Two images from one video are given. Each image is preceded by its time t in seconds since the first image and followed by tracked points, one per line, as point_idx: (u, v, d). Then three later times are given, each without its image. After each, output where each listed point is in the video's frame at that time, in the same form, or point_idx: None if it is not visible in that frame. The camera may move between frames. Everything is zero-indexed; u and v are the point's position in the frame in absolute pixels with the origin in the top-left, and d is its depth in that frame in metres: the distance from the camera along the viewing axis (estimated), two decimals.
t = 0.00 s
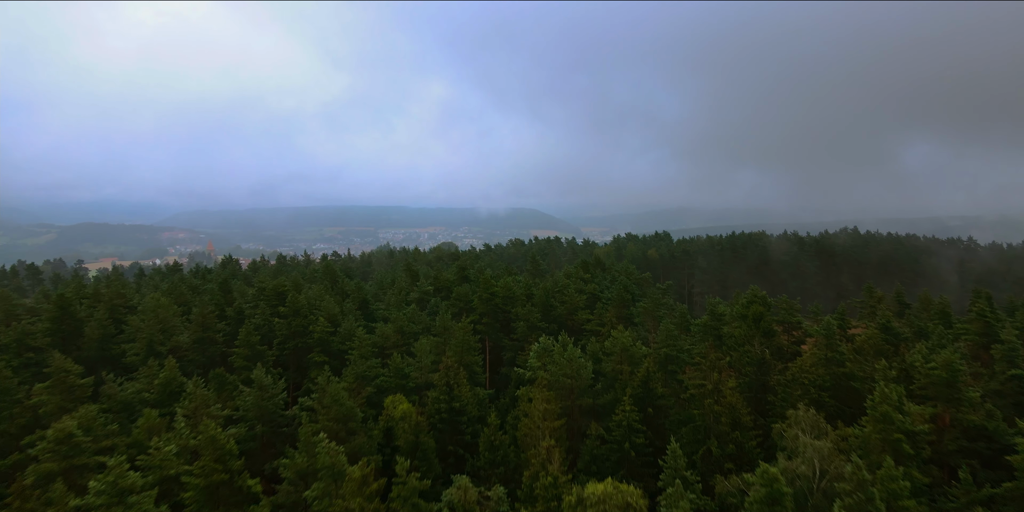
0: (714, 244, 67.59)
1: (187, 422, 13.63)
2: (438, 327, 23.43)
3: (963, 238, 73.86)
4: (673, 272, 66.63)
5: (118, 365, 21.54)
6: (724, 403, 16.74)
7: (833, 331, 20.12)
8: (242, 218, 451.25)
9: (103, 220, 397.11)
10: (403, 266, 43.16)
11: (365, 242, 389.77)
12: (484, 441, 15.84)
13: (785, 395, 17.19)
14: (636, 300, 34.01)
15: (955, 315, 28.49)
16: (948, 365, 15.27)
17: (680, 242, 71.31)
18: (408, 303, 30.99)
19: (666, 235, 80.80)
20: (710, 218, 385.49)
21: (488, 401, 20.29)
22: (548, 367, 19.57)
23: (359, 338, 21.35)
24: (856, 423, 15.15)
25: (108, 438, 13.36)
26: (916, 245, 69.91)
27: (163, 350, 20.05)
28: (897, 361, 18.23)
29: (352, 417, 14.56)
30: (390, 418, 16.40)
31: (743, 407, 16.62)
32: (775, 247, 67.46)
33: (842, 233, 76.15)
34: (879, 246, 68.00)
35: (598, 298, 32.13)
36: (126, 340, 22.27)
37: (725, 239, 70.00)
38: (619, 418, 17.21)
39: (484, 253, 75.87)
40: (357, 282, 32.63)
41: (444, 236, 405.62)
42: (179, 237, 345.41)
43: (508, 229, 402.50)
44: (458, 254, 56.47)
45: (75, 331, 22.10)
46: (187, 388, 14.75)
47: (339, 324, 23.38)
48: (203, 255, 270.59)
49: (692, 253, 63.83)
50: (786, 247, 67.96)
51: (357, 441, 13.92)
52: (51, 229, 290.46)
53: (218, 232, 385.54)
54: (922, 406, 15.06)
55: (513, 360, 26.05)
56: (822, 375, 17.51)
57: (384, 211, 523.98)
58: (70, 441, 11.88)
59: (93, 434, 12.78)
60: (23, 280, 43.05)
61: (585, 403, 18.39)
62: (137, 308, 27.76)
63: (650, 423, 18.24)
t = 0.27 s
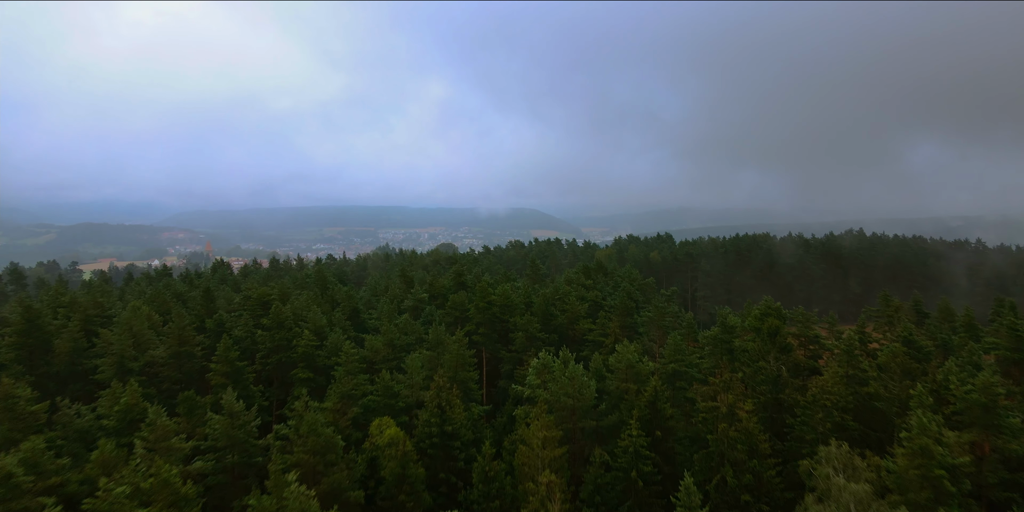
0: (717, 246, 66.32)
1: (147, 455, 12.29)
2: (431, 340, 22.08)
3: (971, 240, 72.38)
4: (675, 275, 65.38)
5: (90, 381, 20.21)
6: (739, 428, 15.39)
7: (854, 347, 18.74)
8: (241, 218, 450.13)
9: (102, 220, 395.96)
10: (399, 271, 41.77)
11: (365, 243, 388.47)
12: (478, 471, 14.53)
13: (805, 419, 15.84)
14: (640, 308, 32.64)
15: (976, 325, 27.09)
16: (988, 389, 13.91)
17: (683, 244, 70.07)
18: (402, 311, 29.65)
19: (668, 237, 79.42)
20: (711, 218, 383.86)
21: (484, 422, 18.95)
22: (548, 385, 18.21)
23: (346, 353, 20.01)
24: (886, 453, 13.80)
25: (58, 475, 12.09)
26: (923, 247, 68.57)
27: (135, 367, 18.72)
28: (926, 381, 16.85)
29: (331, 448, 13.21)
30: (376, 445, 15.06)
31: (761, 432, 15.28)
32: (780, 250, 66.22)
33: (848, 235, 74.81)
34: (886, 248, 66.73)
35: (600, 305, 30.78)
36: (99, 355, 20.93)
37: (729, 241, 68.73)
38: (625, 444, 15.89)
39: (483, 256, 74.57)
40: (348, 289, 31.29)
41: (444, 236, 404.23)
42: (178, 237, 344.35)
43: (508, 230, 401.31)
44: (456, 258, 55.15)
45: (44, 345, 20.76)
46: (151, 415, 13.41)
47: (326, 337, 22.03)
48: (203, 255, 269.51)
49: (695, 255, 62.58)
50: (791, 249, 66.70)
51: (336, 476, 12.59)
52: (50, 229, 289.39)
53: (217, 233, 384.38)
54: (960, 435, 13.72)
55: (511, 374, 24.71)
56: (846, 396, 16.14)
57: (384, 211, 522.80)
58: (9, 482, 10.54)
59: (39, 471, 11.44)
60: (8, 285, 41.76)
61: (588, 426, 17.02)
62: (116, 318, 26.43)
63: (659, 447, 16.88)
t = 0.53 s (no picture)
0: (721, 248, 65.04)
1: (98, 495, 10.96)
2: (423, 354, 20.75)
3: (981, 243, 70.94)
4: (679, 278, 64.17)
5: (57, 400, 18.88)
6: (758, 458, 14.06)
7: (879, 364, 17.38)
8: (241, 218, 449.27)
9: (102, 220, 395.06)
10: (395, 276, 40.46)
11: (365, 243, 387.19)
12: (471, 507, 13.23)
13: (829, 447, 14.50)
14: (644, 316, 31.32)
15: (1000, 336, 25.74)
16: None
17: (686, 246, 68.83)
18: (395, 320, 28.33)
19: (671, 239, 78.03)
20: (713, 218, 382.35)
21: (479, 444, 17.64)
22: (547, 406, 16.88)
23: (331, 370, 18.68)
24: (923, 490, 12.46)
25: None
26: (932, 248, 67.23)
27: (103, 386, 17.40)
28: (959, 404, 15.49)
29: (306, 485, 11.90)
30: (359, 476, 13.74)
31: (781, 462, 13.95)
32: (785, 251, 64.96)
33: (854, 237, 73.46)
34: (894, 251, 65.47)
35: (603, 314, 29.45)
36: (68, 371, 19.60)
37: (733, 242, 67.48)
38: (632, 474, 14.56)
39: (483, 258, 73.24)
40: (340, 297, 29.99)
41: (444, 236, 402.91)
42: (178, 237, 343.20)
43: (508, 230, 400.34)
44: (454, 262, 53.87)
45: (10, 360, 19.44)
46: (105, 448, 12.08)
47: (312, 351, 20.71)
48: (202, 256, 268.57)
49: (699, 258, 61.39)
50: (796, 251, 65.45)
51: None
52: (49, 229, 288.29)
53: (217, 233, 383.17)
54: (1005, 468, 12.42)
55: (509, 388, 23.40)
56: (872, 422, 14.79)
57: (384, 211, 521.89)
58: None
59: None
60: None
61: (591, 453, 15.66)
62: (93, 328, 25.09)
63: (668, 475, 15.56)
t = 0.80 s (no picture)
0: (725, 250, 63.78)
1: None
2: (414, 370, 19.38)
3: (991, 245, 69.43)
4: (682, 281, 62.97)
5: (20, 421, 17.52)
6: (780, 495, 12.69)
7: (909, 386, 15.96)
8: (241, 218, 448.49)
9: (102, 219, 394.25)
10: (390, 282, 39.15)
11: (364, 243, 385.88)
12: None
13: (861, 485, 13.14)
14: (648, 325, 30.00)
15: None
16: None
17: (689, 248, 67.59)
18: (387, 330, 27.03)
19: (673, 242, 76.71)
20: (714, 218, 382.16)
21: (473, 473, 16.26)
22: (548, 431, 15.51)
23: (314, 388, 17.34)
24: None
25: None
26: (941, 251, 65.81)
27: (66, 408, 16.06)
28: (1001, 429, 14.09)
29: None
30: None
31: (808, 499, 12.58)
32: (791, 253, 63.67)
33: (861, 239, 72.06)
34: (902, 253, 64.09)
35: (605, 323, 28.15)
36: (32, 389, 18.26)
37: (737, 244, 66.21)
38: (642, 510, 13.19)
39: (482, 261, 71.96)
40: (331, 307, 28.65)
41: (444, 237, 401.55)
42: (177, 237, 342.07)
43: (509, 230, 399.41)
44: (453, 266, 52.56)
45: None
46: (51, 487, 10.78)
47: (296, 366, 19.34)
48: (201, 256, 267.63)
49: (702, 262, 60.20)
50: (802, 253, 64.15)
51: None
52: (49, 229, 287.78)
53: (217, 233, 382.58)
54: None
55: (507, 405, 22.06)
56: (906, 453, 13.41)
57: (384, 212, 520.87)
58: None
59: None
60: None
61: (595, 485, 14.29)
62: (67, 340, 23.73)
63: (680, 509, 14.20)
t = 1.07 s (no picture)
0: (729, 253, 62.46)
1: None
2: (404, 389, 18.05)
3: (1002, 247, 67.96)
4: (685, 285, 61.67)
5: None
6: None
7: (943, 411, 14.57)
8: (241, 218, 447.60)
9: (101, 219, 393.42)
10: (385, 288, 37.82)
11: (364, 244, 384.66)
12: None
13: None
14: (653, 334, 28.68)
15: None
16: None
17: (692, 251, 66.31)
18: (379, 341, 25.74)
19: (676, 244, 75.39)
20: (715, 218, 380.96)
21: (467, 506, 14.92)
22: (548, 462, 14.16)
23: (294, 410, 15.99)
24: None
25: None
26: (949, 253, 64.50)
27: (21, 434, 14.75)
28: None
29: None
30: None
31: None
32: (796, 256, 62.40)
33: (868, 241, 70.72)
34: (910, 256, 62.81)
35: (608, 334, 26.83)
36: None
37: (741, 247, 64.91)
38: None
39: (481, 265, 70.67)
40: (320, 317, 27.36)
41: (444, 237, 400.30)
42: (176, 237, 341.02)
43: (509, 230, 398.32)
44: (451, 270, 51.29)
45: None
46: None
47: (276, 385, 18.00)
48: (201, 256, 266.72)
49: (707, 265, 58.90)
50: (807, 256, 62.89)
51: None
52: (47, 229, 286.75)
53: (217, 233, 381.49)
54: None
55: (504, 424, 20.74)
56: (946, 491, 12.05)
57: (384, 211, 519.82)
58: None
59: None
60: None
61: None
62: (39, 354, 22.44)
63: None
